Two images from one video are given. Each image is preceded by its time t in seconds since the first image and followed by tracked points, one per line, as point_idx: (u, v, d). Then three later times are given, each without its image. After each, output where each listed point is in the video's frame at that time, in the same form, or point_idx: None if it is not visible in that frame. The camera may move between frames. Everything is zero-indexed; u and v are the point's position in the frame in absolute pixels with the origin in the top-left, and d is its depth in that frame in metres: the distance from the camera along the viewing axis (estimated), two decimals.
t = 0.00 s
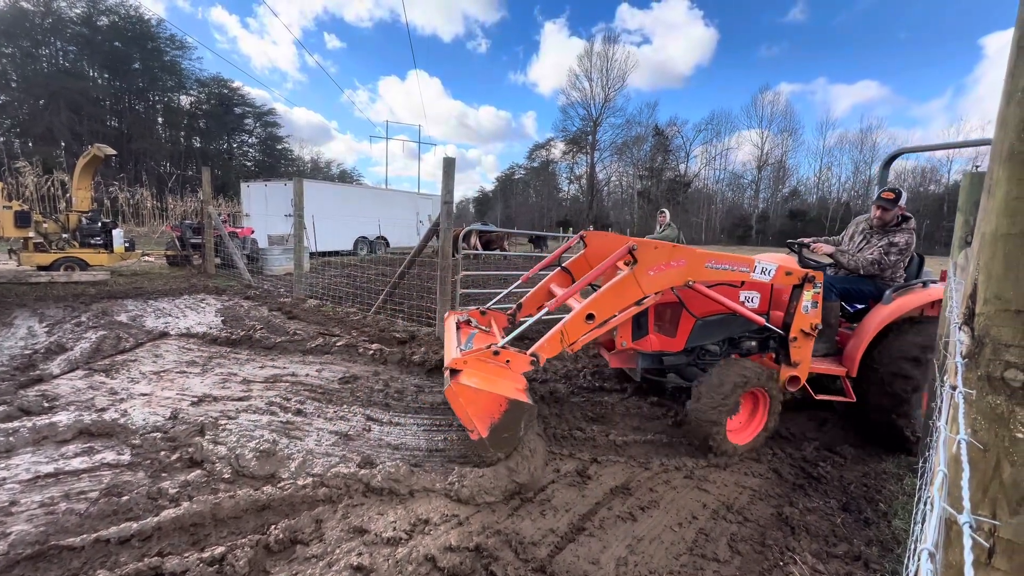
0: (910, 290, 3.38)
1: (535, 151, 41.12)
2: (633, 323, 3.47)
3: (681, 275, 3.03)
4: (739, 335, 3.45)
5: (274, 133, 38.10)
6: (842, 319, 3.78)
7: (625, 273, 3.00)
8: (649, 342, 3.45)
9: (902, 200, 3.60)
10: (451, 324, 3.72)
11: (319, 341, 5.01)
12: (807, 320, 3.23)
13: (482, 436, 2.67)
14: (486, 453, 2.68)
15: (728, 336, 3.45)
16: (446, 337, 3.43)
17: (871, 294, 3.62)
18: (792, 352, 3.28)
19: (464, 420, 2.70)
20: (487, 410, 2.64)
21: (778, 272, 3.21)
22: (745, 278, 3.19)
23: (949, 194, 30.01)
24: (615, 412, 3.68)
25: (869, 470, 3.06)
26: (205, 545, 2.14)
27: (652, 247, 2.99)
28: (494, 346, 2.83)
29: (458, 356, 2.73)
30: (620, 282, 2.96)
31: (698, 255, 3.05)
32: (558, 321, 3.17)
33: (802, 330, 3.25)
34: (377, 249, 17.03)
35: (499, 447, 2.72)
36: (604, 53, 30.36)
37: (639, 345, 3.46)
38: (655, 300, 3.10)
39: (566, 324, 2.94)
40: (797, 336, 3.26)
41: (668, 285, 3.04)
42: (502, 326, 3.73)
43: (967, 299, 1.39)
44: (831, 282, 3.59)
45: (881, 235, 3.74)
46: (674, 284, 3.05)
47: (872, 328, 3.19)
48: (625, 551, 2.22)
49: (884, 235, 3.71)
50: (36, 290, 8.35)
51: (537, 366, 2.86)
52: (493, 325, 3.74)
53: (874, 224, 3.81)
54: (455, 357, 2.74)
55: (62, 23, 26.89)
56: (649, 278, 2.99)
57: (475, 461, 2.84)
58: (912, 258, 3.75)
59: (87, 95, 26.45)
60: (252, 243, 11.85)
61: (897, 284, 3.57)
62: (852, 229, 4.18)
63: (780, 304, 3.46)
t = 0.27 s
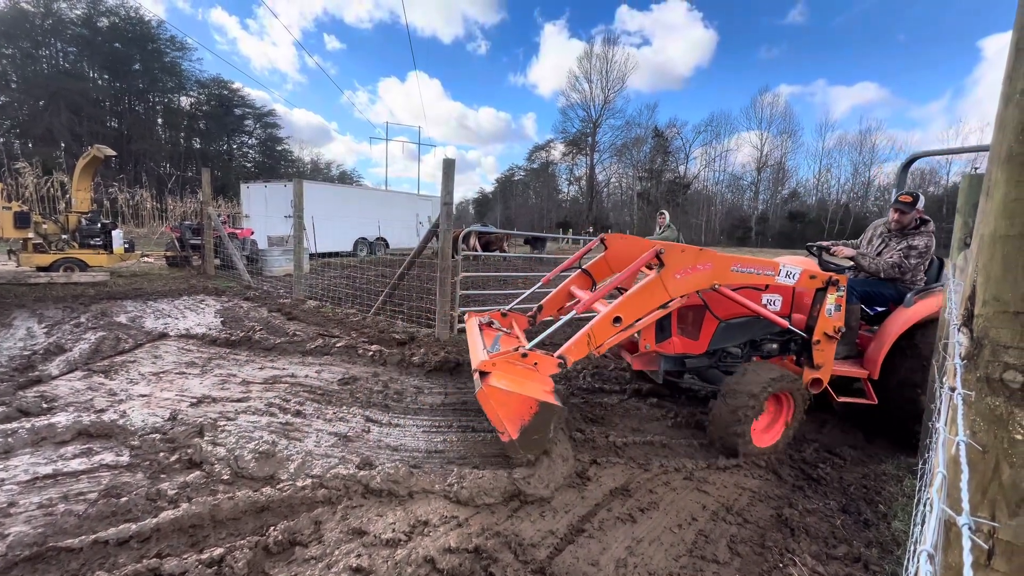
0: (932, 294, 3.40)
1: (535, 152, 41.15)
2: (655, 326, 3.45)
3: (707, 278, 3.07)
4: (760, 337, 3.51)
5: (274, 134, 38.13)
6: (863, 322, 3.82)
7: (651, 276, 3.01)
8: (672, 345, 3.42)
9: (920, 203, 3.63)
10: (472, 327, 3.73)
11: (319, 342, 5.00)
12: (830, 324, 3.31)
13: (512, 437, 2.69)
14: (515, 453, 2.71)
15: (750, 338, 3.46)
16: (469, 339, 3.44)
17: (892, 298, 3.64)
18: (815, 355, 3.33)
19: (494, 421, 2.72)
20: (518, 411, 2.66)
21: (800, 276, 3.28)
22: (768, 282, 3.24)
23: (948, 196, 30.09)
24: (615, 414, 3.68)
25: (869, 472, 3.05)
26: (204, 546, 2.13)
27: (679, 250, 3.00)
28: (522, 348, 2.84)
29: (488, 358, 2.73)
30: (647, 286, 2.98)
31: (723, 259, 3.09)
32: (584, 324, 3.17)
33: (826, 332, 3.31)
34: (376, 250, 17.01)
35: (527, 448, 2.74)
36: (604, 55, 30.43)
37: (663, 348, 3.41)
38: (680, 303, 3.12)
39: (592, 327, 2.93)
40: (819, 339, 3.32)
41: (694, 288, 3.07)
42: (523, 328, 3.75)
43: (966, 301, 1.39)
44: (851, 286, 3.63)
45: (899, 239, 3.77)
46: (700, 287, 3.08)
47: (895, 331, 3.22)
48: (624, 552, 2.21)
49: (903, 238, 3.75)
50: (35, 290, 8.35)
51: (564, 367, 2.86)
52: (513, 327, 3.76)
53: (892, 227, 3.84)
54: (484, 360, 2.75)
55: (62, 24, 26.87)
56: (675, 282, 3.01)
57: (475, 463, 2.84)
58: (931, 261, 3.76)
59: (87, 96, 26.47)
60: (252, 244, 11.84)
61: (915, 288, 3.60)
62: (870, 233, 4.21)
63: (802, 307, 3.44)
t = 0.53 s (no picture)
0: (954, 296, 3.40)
1: (536, 154, 41.21)
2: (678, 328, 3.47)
3: (732, 280, 3.07)
4: (780, 339, 3.53)
5: (274, 136, 38.21)
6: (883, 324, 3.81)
7: (677, 278, 3.02)
8: (694, 347, 3.43)
9: (943, 206, 3.64)
10: (493, 330, 3.76)
11: (319, 343, 5.01)
12: (852, 326, 3.31)
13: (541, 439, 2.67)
14: (544, 454, 2.69)
15: (771, 340, 3.48)
16: (493, 342, 3.46)
17: (913, 300, 3.64)
18: (838, 357, 3.36)
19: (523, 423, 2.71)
20: (547, 412, 2.65)
21: (823, 278, 3.29)
22: (791, 284, 3.25)
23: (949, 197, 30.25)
24: (616, 415, 3.69)
25: (869, 474, 3.05)
26: (204, 547, 2.13)
27: (706, 253, 3.01)
28: (549, 350, 2.86)
29: (515, 360, 2.74)
30: (673, 288, 2.98)
31: (748, 262, 3.10)
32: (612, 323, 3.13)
33: (848, 335, 3.32)
34: (377, 252, 17.02)
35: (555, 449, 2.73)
36: (604, 57, 30.50)
37: (685, 350, 3.43)
38: (704, 305, 3.12)
39: (619, 329, 2.91)
40: (842, 341, 3.33)
41: (720, 290, 3.07)
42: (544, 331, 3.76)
43: (964, 303, 1.39)
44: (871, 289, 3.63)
45: (920, 241, 3.79)
46: (725, 289, 3.08)
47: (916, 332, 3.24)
48: (624, 554, 2.21)
49: (923, 241, 3.77)
50: (36, 292, 8.36)
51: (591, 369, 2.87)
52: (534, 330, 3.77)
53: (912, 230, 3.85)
54: (511, 361, 2.75)
55: (64, 25, 26.92)
56: (701, 284, 3.02)
57: (474, 464, 2.83)
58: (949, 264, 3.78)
59: (88, 98, 26.52)
60: (252, 246, 11.85)
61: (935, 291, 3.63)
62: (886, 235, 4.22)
63: (823, 309, 3.40)
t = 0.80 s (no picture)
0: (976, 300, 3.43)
1: (536, 155, 41.27)
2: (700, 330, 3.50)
3: (756, 283, 3.09)
4: (801, 342, 3.54)
5: (275, 138, 38.29)
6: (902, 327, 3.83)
7: (701, 280, 3.04)
8: (717, 349, 3.46)
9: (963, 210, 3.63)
10: (516, 333, 3.80)
11: (319, 344, 5.01)
12: (874, 327, 3.32)
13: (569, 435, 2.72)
14: (571, 452, 2.73)
15: (792, 342, 3.48)
16: (518, 343, 3.51)
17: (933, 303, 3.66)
18: (860, 359, 3.38)
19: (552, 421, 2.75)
20: (575, 410, 2.69)
21: (845, 281, 3.31)
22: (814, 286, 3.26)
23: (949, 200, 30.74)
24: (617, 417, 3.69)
25: (869, 476, 3.05)
26: (203, 549, 2.13)
27: (729, 255, 3.03)
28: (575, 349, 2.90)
29: (543, 359, 2.80)
30: (698, 290, 2.99)
31: (771, 264, 3.12)
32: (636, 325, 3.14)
33: (869, 337, 3.34)
34: (377, 253, 17.03)
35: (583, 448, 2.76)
36: (605, 59, 30.56)
37: (706, 351, 3.47)
38: (728, 307, 3.14)
39: (644, 329, 2.93)
40: (864, 343, 3.34)
41: (744, 292, 3.09)
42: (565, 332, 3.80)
43: (962, 304, 1.38)
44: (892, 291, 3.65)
45: (939, 245, 3.79)
46: (749, 291, 3.10)
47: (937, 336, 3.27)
48: (624, 556, 2.21)
49: (943, 245, 3.77)
50: (36, 293, 8.37)
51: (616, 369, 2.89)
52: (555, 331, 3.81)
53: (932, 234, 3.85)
54: (539, 360, 2.80)
55: (65, 27, 26.94)
56: (726, 285, 3.03)
57: (473, 465, 2.83)
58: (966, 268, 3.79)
59: (89, 100, 26.56)
60: (253, 247, 11.86)
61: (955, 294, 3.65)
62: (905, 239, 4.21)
63: (844, 312, 3.41)
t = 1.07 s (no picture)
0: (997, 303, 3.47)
1: (536, 157, 41.33)
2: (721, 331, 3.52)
3: (777, 284, 3.12)
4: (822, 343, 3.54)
5: (275, 139, 38.35)
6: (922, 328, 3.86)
7: (724, 282, 3.07)
8: (738, 349, 3.49)
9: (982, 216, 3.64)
10: (538, 334, 3.86)
11: (320, 346, 5.01)
12: (894, 328, 3.33)
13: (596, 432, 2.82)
14: (597, 448, 2.83)
15: (814, 344, 3.48)
16: (542, 343, 3.58)
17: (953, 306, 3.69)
18: (881, 360, 3.41)
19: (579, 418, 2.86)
20: (602, 408, 2.78)
21: (866, 282, 3.33)
22: (836, 287, 3.29)
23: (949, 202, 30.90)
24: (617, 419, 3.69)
25: (869, 478, 3.05)
26: (203, 551, 2.13)
27: (752, 257, 3.06)
28: (602, 349, 2.99)
29: (570, 360, 2.89)
30: (720, 292, 3.03)
31: (793, 266, 3.15)
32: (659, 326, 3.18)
33: (891, 338, 3.34)
34: (377, 254, 17.04)
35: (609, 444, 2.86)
36: (605, 61, 30.61)
37: (728, 353, 3.49)
38: (750, 308, 3.17)
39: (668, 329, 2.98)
40: (886, 343, 3.36)
41: (766, 293, 3.12)
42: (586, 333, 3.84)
43: (961, 306, 1.38)
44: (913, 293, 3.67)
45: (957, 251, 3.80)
46: (771, 293, 3.13)
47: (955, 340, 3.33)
48: (623, 557, 2.21)
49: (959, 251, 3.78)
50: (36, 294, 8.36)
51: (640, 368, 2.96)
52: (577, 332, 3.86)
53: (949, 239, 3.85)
54: (567, 359, 2.90)
55: (66, 29, 26.94)
56: (749, 287, 3.07)
57: (472, 467, 2.83)
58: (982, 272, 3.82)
59: (89, 101, 26.58)
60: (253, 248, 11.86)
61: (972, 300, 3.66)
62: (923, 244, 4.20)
63: (865, 314, 3.42)
